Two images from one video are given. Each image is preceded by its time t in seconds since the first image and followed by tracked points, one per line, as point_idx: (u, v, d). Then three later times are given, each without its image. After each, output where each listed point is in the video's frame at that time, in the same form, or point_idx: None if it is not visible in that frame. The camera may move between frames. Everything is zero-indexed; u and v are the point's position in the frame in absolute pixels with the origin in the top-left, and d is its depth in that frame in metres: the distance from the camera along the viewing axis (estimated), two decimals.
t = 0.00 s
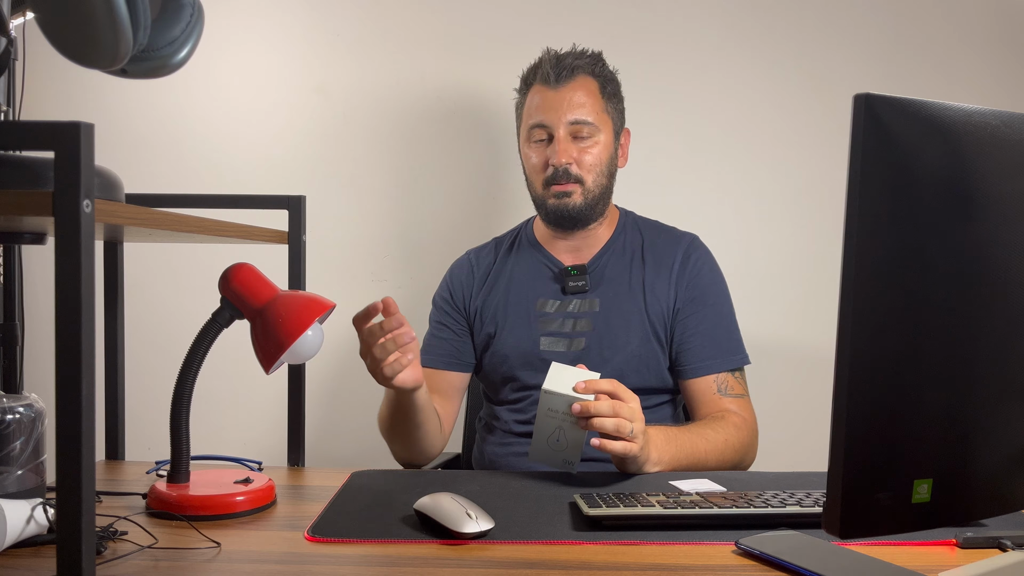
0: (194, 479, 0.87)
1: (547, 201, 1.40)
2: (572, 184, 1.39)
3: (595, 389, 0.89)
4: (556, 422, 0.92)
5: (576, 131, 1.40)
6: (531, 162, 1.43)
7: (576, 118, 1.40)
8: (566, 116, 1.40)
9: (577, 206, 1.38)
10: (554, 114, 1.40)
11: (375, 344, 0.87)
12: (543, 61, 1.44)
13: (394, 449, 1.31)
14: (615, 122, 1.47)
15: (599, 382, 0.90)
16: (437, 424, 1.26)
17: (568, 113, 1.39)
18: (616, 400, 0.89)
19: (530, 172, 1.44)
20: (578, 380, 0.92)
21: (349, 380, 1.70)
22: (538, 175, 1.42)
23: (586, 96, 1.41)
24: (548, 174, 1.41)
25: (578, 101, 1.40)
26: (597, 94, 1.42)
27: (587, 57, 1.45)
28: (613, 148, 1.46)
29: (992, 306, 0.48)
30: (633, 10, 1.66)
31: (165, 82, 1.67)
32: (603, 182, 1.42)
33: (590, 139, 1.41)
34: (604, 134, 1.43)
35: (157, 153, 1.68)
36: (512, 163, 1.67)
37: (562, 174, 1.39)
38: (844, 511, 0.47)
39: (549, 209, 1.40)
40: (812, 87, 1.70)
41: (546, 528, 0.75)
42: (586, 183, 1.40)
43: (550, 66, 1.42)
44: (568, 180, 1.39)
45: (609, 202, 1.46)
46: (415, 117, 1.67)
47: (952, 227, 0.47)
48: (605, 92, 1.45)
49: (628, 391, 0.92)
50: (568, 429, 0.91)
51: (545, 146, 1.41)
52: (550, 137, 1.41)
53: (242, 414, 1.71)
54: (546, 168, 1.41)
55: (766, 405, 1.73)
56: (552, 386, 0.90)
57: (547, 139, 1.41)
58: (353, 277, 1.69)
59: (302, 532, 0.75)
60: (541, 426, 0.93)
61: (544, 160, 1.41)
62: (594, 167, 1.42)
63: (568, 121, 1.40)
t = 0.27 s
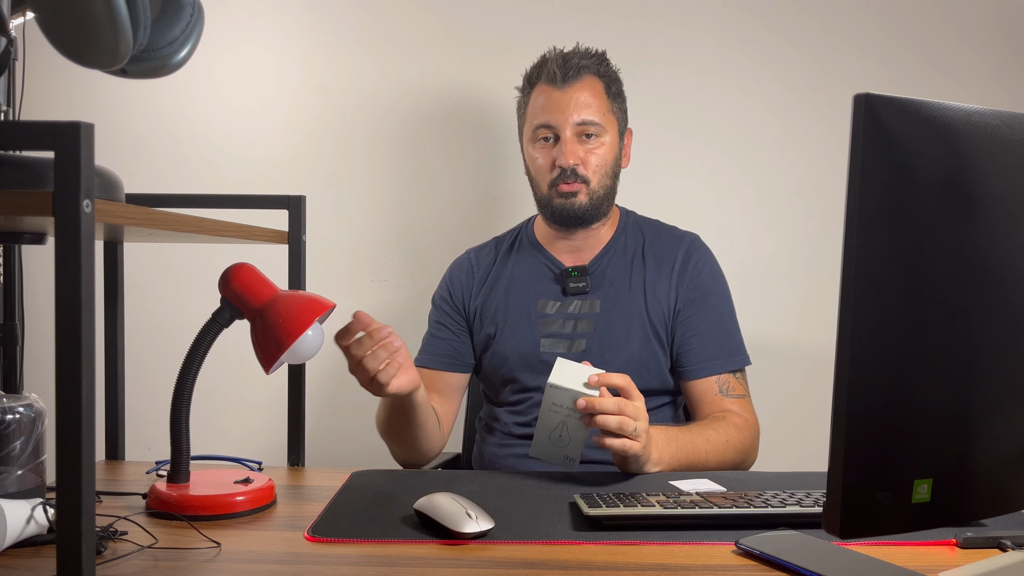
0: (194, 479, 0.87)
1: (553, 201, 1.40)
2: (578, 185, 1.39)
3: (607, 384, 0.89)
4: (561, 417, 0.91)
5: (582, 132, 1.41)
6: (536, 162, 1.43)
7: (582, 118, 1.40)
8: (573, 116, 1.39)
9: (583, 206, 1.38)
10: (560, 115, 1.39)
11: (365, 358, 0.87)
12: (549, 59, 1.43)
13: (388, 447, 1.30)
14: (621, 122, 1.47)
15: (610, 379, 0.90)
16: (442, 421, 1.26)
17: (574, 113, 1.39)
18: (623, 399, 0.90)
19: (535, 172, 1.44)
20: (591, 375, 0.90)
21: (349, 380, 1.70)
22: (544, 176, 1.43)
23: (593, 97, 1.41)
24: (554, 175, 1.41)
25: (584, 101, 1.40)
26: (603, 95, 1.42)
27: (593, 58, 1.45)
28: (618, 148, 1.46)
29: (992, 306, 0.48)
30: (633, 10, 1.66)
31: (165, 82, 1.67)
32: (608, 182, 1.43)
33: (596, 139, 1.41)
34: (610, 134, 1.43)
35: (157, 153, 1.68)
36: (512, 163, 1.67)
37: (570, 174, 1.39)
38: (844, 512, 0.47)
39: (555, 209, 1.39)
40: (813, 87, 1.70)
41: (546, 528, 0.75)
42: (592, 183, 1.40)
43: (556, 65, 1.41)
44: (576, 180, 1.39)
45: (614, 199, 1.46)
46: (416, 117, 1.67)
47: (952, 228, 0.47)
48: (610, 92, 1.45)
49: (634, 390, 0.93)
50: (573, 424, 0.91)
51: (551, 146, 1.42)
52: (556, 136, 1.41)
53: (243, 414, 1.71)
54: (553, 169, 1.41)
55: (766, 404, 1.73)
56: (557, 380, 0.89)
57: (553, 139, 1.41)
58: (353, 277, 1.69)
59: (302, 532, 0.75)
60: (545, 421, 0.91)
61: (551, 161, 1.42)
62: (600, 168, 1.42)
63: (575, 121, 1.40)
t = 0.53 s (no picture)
0: (194, 479, 0.87)
1: (549, 201, 1.40)
2: (575, 185, 1.39)
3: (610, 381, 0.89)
4: (559, 413, 0.91)
5: (578, 130, 1.41)
6: (534, 162, 1.43)
7: (579, 115, 1.40)
8: (569, 114, 1.39)
9: (579, 207, 1.38)
10: (556, 112, 1.40)
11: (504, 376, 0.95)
12: (544, 58, 1.43)
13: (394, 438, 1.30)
14: (618, 120, 1.48)
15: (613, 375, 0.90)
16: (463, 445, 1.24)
17: (571, 111, 1.39)
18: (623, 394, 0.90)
19: (531, 170, 1.44)
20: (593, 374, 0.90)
21: (349, 380, 1.70)
22: (540, 175, 1.42)
23: (589, 94, 1.41)
24: (551, 174, 1.41)
25: (580, 98, 1.40)
26: (599, 91, 1.43)
27: (590, 55, 1.45)
28: (616, 147, 1.46)
29: (992, 306, 0.48)
30: (633, 10, 1.66)
31: (164, 82, 1.67)
32: (605, 182, 1.43)
33: (593, 138, 1.41)
34: (607, 133, 1.43)
35: (157, 154, 1.68)
36: (512, 163, 1.67)
37: (566, 174, 1.39)
38: (843, 515, 0.47)
39: (550, 208, 1.39)
40: (813, 87, 1.70)
41: (546, 528, 0.75)
42: (588, 183, 1.40)
43: (552, 63, 1.41)
44: (571, 180, 1.39)
45: (610, 201, 1.46)
46: (416, 117, 1.67)
47: (952, 228, 0.47)
48: (607, 90, 1.45)
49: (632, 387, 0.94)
50: (573, 420, 0.91)
51: (547, 145, 1.41)
52: (553, 134, 1.41)
53: (243, 414, 1.71)
54: (549, 169, 1.41)
55: (766, 404, 1.73)
56: (557, 376, 0.88)
57: (549, 137, 1.41)
58: (353, 277, 1.69)
59: (302, 532, 0.75)
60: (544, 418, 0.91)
61: (547, 159, 1.41)
62: (595, 169, 1.41)
63: (571, 119, 1.40)
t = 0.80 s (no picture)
0: (194, 479, 0.87)
1: (549, 205, 1.40)
2: (577, 188, 1.39)
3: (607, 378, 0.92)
4: (565, 421, 0.90)
5: (580, 133, 1.40)
6: (533, 165, 1.43)
7: (580, 119, 1.40)
8: (570, 117, 1.39)
9: (580, 210, 1.38)
10: (557, 116, 1.39)
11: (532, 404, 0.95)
12: (545, 57, 1.43)
13: (400, 437, 1.29)
14: (618, 122, 1.47)
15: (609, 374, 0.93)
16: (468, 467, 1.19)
17: (572, 115, 1.39)
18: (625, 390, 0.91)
19: (531, 173, 1.44)
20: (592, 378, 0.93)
21: (349, 380, 1.70)
22: (540, 178, 1.42)
23: (590, 97, 1.40)
24: (551, 177, 1.41)
25: (581, 101, 1.40)
26: (600, 94, 1.42)
27: (590, 55, 1.45)
28: (616, 150, 1.46)
29: (992, 306, 0.48)
30: (633, 10, 1.66)
31: (164, 82, 1.67)
32: (607, 185, 1.43)
33: (594, 141, 1.41)
34: (608, 135, 1.43)
35: (157, 154, 1.68)
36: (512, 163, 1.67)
37: (567, 178, 1.39)
38: (844, 517, 0.47)
39: (550, 212, 1.39)
40: (813, 87, 1.70)
41: (546, 528, 0.75)
42: (591, 186, 1.40)
43: (553, 65, 1.41)
44: (573, 184, 1.39)
45: (612, 203, 1.46)
46: (415, 117, 1.67)
47: (952, 228, 0.47)
48: (608, 90, 1.45)
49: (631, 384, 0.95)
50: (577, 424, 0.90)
51: (548, 148, 1.42)
52: (553, 138, 1.41)
53: (243, 414, 1.71)
54: (548, 171, 1.41)
55: (766, 404, 1.73)
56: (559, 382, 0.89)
57: (550, 140, 1.41)
58: (352, 277, 1.69)
59: (302, 532, 0.75)
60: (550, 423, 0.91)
61: (548, 163, 1.41)
62: (599, 170, 1.42)
63: (572, 122, 1.40)
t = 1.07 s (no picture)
0: (194, 479, 0.87)
1: (553, 209, 1.39)
2: (579, 194, 1.39)
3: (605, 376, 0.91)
4: (561, 421, 0.88)
5: (582, 138, 1.40)
6: (534, 167, 1.43)
7: (582, 124, 1.39)
8: (572, 122, 1.39)
9: (583, 215, 1.38)
10: (559, 121, 1.39)
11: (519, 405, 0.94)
12: (548, 59, 1.42)
13: (399, 437, 1.29)
14: (619, 125, 1.47)
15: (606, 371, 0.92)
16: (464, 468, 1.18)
17: (574, 120, 1.39)
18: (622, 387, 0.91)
19: (533, 177, 1.43)
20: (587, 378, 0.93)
21: (349, 380, 1.70)
22: (542, 184, 1.41)
23: (591, 101, 1.40)
24: (553, 181, 1.40)
25: (583, 106, 1.39)
26: (602, 98, 1.42)
27: (591, 58, 1.45)
28: (617, 155, 1.45)
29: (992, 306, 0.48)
30: (633, 10, 1.66)
31: (164, 82, 1.67)
32: (608, 189, 1.42)
33: (595, 146, 1.41)
34: (609, 140, 1.42)
35: (157, 154, 1.68)
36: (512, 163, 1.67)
37: (570, 183, 1.38)
38: (845, 517, 0.47)
39: (554, 217, 1.39)
40: (813, 87, 1.70)
41: (547, 528, 0.75)
42: (592, 192, 1.40)
43: (555, 68, 1.40)
44: (575, 189, 1.38)
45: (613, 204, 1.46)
46: (416, 117, 1.67)
47: (952, 228, 0.47)
48: (609, 92, 1.45)
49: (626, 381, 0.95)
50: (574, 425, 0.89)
51: (549, 154, 1.41)
52: (555, 143, 1.40)
53: (242, 414, 1.71)
54: (553, 177, 1.40)
55: (766, 404, 1.73)
56: (556, 380, 0.88)
57: (552, 145, 1.41)
58: (352, 277, 1.69)
59: (302, 532, 0.75)
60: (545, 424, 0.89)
61: (550, 169, 1.41)
62: (599, 175, 1.41)
63: (574, 127, 1.39)
